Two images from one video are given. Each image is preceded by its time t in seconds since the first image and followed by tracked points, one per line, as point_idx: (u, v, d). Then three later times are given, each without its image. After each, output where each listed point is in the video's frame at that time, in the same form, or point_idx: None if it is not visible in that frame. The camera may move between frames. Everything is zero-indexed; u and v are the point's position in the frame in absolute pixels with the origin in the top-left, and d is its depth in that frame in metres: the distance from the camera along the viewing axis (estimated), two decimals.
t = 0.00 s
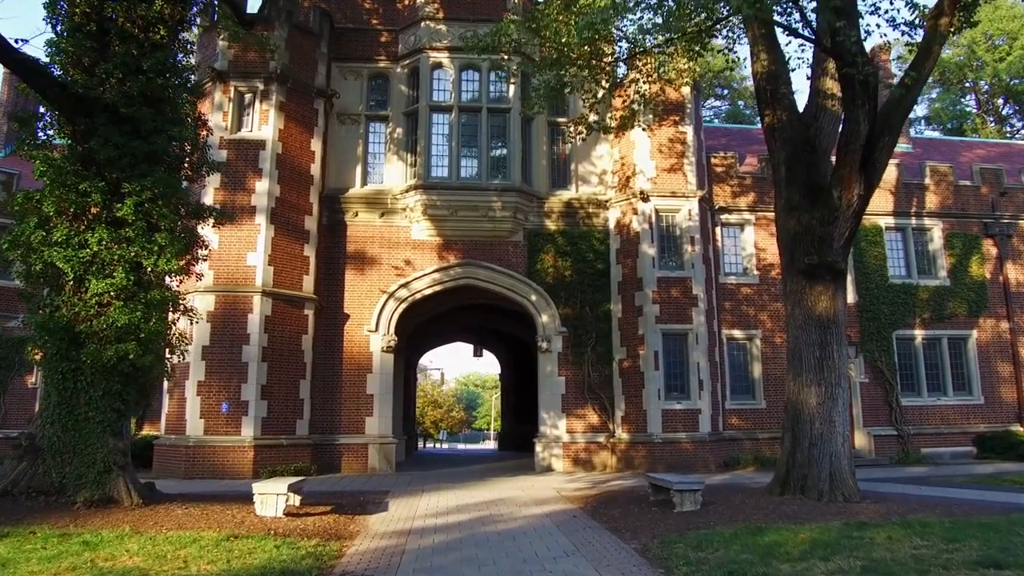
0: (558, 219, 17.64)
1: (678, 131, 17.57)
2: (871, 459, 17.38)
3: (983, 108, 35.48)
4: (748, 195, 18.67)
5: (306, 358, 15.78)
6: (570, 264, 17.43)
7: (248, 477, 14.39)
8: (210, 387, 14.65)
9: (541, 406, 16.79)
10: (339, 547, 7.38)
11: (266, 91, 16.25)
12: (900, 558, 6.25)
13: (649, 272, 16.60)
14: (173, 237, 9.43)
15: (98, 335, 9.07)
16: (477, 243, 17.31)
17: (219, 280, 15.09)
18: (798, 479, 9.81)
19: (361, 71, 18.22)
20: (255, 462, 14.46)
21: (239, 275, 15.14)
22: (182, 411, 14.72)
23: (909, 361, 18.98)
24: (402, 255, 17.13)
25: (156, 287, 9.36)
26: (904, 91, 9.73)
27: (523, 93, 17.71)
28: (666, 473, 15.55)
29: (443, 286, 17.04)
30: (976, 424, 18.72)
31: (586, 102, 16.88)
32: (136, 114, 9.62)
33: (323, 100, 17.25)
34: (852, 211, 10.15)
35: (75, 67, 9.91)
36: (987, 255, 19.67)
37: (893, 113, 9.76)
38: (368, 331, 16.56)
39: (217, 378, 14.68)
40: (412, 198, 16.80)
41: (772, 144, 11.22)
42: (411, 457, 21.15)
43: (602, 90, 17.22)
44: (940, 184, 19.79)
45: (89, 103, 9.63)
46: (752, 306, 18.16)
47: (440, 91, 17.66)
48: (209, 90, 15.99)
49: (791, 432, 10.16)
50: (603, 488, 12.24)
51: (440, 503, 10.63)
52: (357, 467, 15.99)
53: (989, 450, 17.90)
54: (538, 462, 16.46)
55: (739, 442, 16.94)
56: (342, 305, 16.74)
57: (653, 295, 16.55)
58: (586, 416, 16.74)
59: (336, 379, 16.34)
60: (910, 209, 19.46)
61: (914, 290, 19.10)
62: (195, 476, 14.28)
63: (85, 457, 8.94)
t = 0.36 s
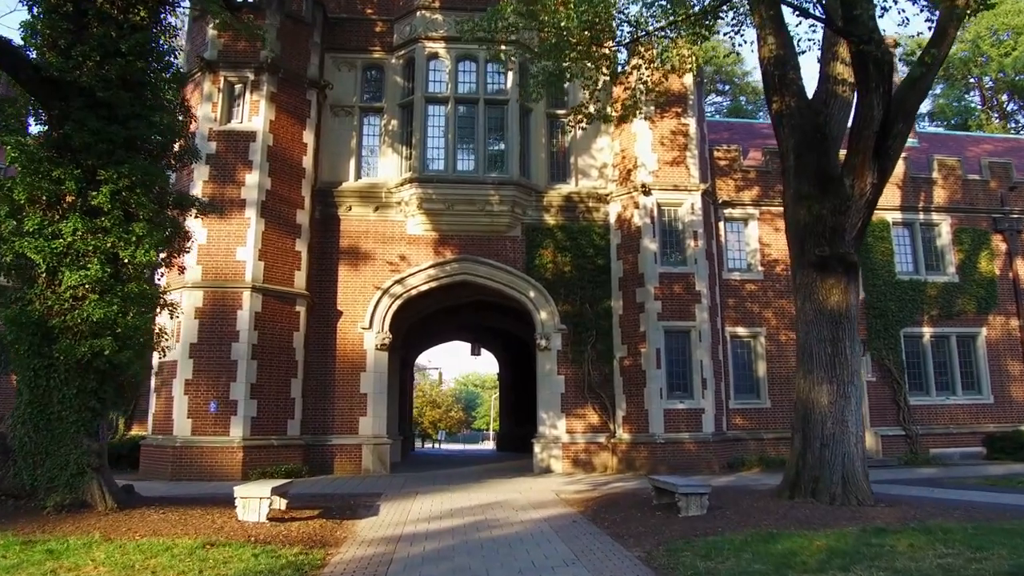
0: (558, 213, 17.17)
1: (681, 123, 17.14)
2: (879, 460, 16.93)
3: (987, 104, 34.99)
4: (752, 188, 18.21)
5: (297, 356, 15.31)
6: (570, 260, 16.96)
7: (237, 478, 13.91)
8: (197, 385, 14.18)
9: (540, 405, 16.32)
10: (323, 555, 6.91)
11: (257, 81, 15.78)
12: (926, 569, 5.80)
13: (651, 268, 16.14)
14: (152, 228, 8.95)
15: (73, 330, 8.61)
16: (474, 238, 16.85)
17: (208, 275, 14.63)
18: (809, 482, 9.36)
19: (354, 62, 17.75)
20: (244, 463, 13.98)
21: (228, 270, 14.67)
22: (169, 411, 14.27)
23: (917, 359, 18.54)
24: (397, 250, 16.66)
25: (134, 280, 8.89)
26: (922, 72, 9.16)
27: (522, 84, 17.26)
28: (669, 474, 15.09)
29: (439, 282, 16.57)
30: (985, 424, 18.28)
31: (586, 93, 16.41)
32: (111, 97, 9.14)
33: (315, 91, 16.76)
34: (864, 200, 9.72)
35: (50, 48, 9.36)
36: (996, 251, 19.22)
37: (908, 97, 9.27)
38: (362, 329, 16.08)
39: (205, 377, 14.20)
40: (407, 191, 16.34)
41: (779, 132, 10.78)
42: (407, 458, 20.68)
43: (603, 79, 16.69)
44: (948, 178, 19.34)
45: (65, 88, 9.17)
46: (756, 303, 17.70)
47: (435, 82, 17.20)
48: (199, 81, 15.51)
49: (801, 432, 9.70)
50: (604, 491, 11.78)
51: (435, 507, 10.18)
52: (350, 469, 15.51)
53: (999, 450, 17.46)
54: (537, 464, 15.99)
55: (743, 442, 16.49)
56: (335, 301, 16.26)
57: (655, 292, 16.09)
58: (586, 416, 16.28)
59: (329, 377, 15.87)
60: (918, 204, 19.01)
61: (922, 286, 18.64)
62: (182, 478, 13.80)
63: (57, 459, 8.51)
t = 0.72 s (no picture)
0: (559, 209, 16.74)
1: (685, 117, 16.73)
2: (889, 463, 16.49)
3: (994, 102, 34.50)
4: (758, 184, 17.81)
5: (292, 355, 14.86)
6: (572, 257, 16.53)
7: (228, 481, 13.47)
8: (188, 385, 13.74)
9: (540, 406, 15.89)
10: (311, 566, 6.46)
11: (250, 72, 15.36)
12: None
13: (655, 265, 15.72)
14: (134, 219, 8.53)
15: (52, 326, 8.20)
16: (473, 234, 16.41)
17: (199, 271, 14.20)
18: (824, 487, 8.93)
19: (351, 54, 17.32)
20: (235, 465, 13.53)
21: (220, 266, 14.25)
22: (159, 412, 13.84)
23: (927, 359, 18.10)
24: (394, 246, 16.22)
25: (116, 274, 8.47)
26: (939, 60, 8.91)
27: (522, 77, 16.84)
28: (674, 478, 14.66)
29: (437, 280, 16.13)
30: (997, 425, 17.84)
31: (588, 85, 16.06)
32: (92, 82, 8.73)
33: (311, 83, 16.33)
34: (881, 192, 9.25)
35: (28, 32, 8.90)
36: (1007, 248, 18.79)
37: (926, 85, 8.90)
38: (358, 327, 15.64)
39: (196, 376, 13.77)
40: (404, 186, 15.92)
41: (791, 122, 10.36)
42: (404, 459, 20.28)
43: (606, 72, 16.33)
44: (959, 174, 18.91)
45: (45, 73, 8.79)
46: (763, 301, 17.27)
47: (434, 75, 16.77)
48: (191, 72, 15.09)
49: (814, 434, 9.28)
50: (608, 495, 11.35)
51: (432, 512, 9.75)
52: (345, 471, 15.05)
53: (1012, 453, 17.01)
54: (538, 466, 15.56)
55: (749, 444, 16.05)
56: (331, 299, 15.82)
57: (659, 289, 15.66)
58: (588, 417, 15.84)
59: (324, 377, 15.42)
60: (928, 200, 18.58)
61: (932, 284, 18.21)
62: (172, 481, 13.37)
63: (32, 463, 8.10)
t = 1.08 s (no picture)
0: (560, 204, 16.31)
1: (690, 109, 16.29)
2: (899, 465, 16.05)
3: (1000, 97, 33.97)
4: (764, 178, 17.39)
5: (285, 353, 14.42)
6: (573, 253, 16.09)
7: (218, 484, 13.01)
8: (177, 385, 13.30)
9: (541, 406, 15.46)
10: None
11: (242, 63, 14.92)
12: None
13: (659, 261, 15.28)
14: (112, 209, 8.12)
15: (24, 321, 7.77)
16: (471, 229, 15.97)
17: (189, 267, 13.77)
18: (840, 492, 8.50)
19: (347, 45, 16.89)
20: (226, 468, 13.07)
21: (210, 262, 13.80)
22: (147, 412, 13.41)
23: (937, 358, 17.67)
24: (390, 242, 15.77)
25: (94, 268, 8.08)
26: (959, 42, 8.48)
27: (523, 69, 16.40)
28: (679, 480, 14.22)
29: (435, 276, 15.69)
30: (1008, 426, 17.41)
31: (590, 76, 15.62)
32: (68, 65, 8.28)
33: (305, 75, 15.89)
34: (897, 182, 8.84)
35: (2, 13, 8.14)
36: (1019, 245, 18.36)
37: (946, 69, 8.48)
38: (353, 325, 15.20)
39: (185, 376, 13.31)
40: (401, 180, 15.49)
41: (803, 110, 9.92)
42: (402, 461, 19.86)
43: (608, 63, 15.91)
44: (968, 168, 18.47)
45: (19, 55, 8.34)
46: (769, 299, 16.85)
47: (432, 66, 16.35)
48: (181, 63, 14.65)
49: (829, 436, 8.85)
50: (610, 500, 10.92)
51: (427, 518, 9.32)
52: (340, 473, 14.60)
53: None
54: (538, 468, 15.12)
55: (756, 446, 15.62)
56: (325, 296, 15.37)
57: (663, 286, 15.22)
58: (590, 417, 15.40)
59: (318, 376, 14.97)
60: (937, 195, 18.15)
61: (942, 281, 17.77)
62: (160, 484, 12.92)
63: (3, 466, 7.69)
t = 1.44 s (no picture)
0: (561, 198, 15.84)
1: (695, 100, 15.84)
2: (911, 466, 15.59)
3: (1007, 93, 33.42)
4: (771, 171, 16.94)
5: (278, 351, 13.95)
6: (575, 248, 15.61)
7: (208, 486, 12.54)
8: (166, 384, 12.83)
9: (542, 406, 14.99)
10: None
11: (234, 52, 14.45)
12: None
13: (664, 256, 14.82)
14: (88, 197, 7.68)
15: None
16: (471, 223, 15.51)
17: (179, 262, 13.32)
18: (859, 497, 8.04)
19: (343, 35, 16.41)
20: (215, 469, 12.59)
21: (200, 257, 13.34)
22: (135, 411, 12.95)
23: (949, 356, 17.21)
24: (387, 237, 15.31)
25: (70, 260, 7.70)
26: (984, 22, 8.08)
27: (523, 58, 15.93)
28: (685, 482, 13.76)
29: (433, 272, 15.23)
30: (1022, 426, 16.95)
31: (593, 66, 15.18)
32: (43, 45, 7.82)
33: (299, 64, 15.42)
34: (919, 168, 8.40)
35: None
36: None
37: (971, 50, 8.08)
38: (349, 322, 14.74)
39: (174, 374, 12.85)
40: (398, 173, 15.03)
41: (818, 95, 9.44)
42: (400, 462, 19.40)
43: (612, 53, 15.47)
44: (980, 162, 18.00)
45: None
46: (777, 295, 16.39)
47: (430, 56, 15.91)
48: (171, 51, 14.18)
49: (847, 437, 8.39)
50: (615, 504, 10.45)
51: (422, 523, 8.86)
52: (335, 475, 14.14)
53: None
54: (539, 470, 14.66)
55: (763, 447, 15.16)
56: (320, 292, 14.90)
57: (668, 282, 14.75)
58: (592, 417, 14.94)
59: (312, 375, 14.51)
60: (949, 190, 17.69)
61: (954, 278, 17.31)
62: (147, 486, 12.45)
63: None
